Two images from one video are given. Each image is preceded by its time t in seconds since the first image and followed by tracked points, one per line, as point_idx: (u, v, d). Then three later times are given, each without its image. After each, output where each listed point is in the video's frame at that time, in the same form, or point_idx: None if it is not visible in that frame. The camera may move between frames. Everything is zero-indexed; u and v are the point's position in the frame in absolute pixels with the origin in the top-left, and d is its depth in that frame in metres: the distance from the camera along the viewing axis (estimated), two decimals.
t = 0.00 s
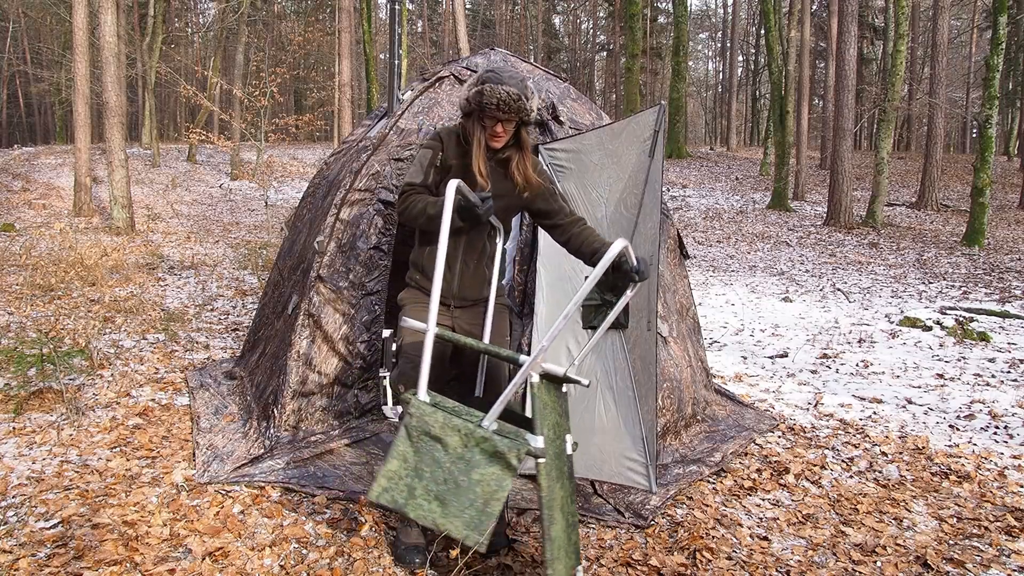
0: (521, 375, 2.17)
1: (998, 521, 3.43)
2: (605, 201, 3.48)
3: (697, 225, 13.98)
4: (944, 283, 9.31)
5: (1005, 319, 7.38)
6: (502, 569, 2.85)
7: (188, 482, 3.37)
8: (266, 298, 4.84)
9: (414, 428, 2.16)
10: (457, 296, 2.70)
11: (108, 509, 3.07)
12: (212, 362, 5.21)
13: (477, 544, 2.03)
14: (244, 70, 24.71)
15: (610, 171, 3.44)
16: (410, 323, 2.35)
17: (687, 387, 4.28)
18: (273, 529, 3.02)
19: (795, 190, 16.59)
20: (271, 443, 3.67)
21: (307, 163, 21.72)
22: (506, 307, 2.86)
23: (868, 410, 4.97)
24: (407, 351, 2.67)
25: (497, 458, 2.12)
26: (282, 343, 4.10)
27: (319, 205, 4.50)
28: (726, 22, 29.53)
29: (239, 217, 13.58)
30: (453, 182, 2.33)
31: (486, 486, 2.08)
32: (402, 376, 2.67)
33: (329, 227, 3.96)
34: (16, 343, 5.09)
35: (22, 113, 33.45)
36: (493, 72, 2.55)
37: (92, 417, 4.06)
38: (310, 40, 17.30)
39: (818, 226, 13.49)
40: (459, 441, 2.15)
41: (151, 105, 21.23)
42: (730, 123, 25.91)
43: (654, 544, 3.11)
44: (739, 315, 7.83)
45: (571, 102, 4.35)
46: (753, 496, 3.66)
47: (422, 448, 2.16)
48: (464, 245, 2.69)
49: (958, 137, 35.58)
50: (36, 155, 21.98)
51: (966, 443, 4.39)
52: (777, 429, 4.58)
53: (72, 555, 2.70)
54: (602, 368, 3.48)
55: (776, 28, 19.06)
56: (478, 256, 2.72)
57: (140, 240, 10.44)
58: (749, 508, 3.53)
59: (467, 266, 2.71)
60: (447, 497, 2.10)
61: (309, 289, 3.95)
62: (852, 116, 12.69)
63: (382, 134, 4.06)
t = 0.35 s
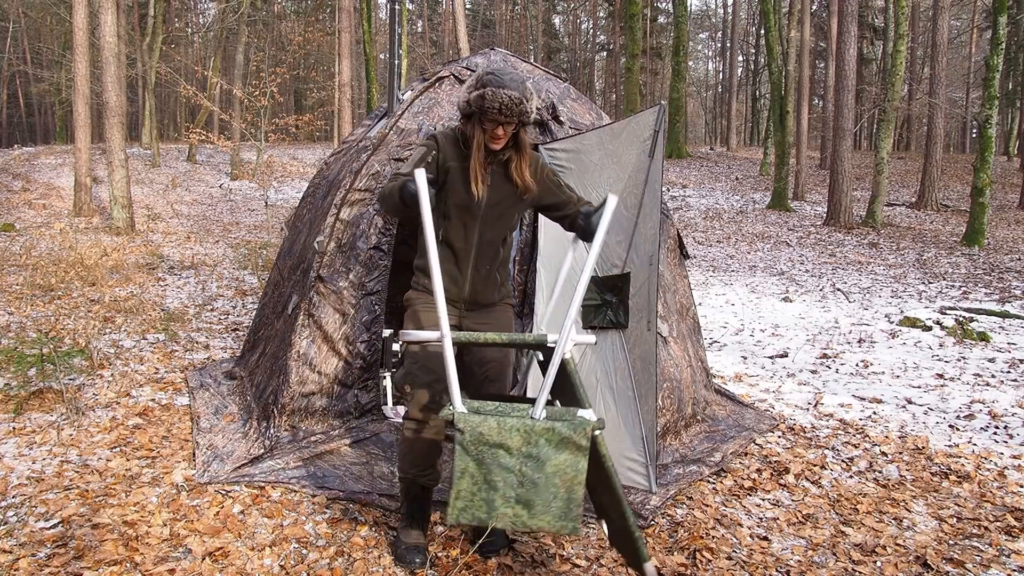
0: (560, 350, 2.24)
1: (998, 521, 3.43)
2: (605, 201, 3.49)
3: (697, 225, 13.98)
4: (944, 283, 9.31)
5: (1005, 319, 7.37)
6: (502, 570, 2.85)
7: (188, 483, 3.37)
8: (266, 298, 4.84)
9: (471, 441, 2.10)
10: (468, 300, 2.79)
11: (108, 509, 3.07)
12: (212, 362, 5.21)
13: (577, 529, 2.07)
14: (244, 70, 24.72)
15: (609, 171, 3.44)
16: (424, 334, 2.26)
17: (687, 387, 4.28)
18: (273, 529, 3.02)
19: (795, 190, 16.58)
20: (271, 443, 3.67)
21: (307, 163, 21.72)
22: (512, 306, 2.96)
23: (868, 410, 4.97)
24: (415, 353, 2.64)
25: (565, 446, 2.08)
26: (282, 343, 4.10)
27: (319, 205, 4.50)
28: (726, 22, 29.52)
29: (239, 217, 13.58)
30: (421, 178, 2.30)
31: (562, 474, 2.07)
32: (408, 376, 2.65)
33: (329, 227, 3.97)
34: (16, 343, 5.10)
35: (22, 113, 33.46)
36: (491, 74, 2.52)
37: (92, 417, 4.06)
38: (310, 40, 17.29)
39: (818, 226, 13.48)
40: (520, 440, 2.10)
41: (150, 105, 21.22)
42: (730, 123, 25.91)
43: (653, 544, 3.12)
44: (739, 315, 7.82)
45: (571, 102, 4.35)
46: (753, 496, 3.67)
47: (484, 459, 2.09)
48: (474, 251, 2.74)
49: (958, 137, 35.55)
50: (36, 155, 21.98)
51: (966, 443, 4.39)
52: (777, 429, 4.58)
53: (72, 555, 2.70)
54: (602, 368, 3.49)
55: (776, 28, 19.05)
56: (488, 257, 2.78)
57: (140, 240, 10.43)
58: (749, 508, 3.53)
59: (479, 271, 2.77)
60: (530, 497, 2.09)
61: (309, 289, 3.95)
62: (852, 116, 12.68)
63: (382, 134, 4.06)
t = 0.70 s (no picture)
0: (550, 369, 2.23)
1: (998, 521, 3.43)
2: (605, 201, 3.48)
3: (697, 225, 13.99)
4: (944, 283, 9.31)
5: (1005, 319, 7.38)
6: (502, 569, 2.86)
7: (188, 482, 3.38)
8: (266, 298, 4.84)
9: (494, 470, 2.32)
10: (473, 298, 2.79)
11: (108, 509, 3.08)
12: (212, 362, 5.21)
13: (612, 515, 2.24)
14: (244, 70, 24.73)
15: (609, 171, 3.44)
16: (420, 395, 2.19)
17: (687, 387, 4.29)
18: (273, 529, 3.03)
19: (795, 190, 16.59)
20: (272, 443, 3.68)
21: (307, 163, 21.71)
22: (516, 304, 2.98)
23: (868, 410, 4.98)
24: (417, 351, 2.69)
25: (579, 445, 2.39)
26: (282, 343, 4.10)
27: (319, 205, 4.51)
28: (726, 22, 29.53)
29: (239, 217, 13.59)
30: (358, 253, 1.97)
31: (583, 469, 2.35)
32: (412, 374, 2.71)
33: (329, 228, 3.98)
34: (16, 344, 5.10)
35: (23, 113, 33.47)
36: (486, 71, 2.54)
37: (92, 417, 4.06)
38: (310, 40, 17.29)
39: (818, 226, 13.49)
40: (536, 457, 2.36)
41: (151, 105, 21.22)
42: (730, 123, 25.91)
43: (654, 544, 3.12)
44: (739, 315, 7.83)
45: (571, 102, 4.36)
46: (753, 496, 3.67)
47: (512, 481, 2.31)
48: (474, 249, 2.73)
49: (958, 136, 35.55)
50: (36, 155, 21.99)
51: (966, 443, 4.40)
52: (777, 429, 4.58)
53: (72, 555, 2.70)
54: (602, 368, 3.48)
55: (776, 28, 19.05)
56: (489, 255, 2.77)
57: (140, 240, 10.44)
58: (749, 508, 3.54)
59: (482, 268, 2.77)
60: (565, 500, 2.28)
61: (309, 289, 3.96)
62: (852, 116, 12.69)
63: (382, 134, 4.06)
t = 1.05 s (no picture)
0: (553, 376, 2.11)
1: (998, 521, 3.42)
2: (605, 200, 3.47)
3: (697, 225, 13.98)
4: (944, 283, 9.30)
5: (1005, 319, 7.37)
6: (502, 570, 2.86)
7: (188, 482, 3.37)
8: (266, 298, 4.84)
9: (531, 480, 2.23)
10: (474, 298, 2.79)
11: (108, 509, 3.07)
12: (212, 362, 5.21)
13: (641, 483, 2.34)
14: (244, 70, 24.72)
15: (609, 171, 3.44)
16: (438, 435, 2.16)
17: (687, 387, 4.28)
18: (273, 529, 3.02)
19: (795, 190, 16.59)
20: (271, 443, 3.67)
21: (307, 163, 21.70)
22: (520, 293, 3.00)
23: (868, 410, 4.97)
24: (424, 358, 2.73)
25: (602, 439, 2.27)
26: (282, 343, 4.10)
27: (319, 205, 4.50)
28: (726, 22, 29.51)
29: (239, 217, 13.57)
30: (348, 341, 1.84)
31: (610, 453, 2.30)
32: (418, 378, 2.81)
33: (329, 227, 3.98)
34: (16, 343, 5.10)
35: (22, 113, 33.43)
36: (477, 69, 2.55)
37: (92, 417, 4.06)
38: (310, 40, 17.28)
39: (818, 226, 13.48)
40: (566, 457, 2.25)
41: (150, 105, 21.21)
42: (730, 123, 25.90)
43: (654, 544, 3.11)
44: (739, 315, 7.82)
45: (571, 102, 4.34)
46: (754, 496, 3.66)
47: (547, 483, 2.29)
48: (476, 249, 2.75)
49: (958, 137, 35.53)
50: (36, 155, 21.98)
51: (966, 443, 4.39)
52: (778, 429, 4.58)
53: (72, 555, 2.70)
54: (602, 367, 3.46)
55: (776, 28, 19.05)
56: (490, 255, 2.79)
57: (140, 240, 10.42)
58: (749, 508, 3.53)
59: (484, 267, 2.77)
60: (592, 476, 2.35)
61: (309, 289, 3.95)
62: (852, 116, 12.69)
63: (382, 134, 4.05)
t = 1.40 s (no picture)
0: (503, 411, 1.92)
1: (998, 521, 3.42)
2: (605, 200, 3.46)
3: (697, 225, 13.97)
4: (944, 283, 9.30)
5: (1005, 319, 7.37)
6: (502, 570, 2.86)
7: (188, 482, 3.37)
8: (266, 298, 4.83)
9: (496, 495, 2.19)
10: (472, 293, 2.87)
11: (108, 509, 3.07)
12: (212, 362, 5.20)
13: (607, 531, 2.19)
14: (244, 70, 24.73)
15: (609, 172, 3.44)
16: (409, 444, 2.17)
17: (687, 387, 4.28)
18: (273, 529, 3.02)
19: (795, 190, 16.59)
20: (271, 443, 3.66)
21: (307, 163, 21.70)
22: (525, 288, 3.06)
23: (868, 410, 4.97)
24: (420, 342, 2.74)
25: (564, 463, 2.14)
26: (282, 343, 4.09)
27: (319, 205, 4.50)
28: (726, 22, 29.51)
29: (239, 217, 13.57)
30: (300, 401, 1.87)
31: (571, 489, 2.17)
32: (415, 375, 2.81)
33: (330, 227, 3.98)
34: (16, 343, 5.10)
35: (22, 113, 33.39)
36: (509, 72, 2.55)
37: (92, 417, 4.06)
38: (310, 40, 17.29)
39: (818, 226, 13.48)
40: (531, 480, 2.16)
41: (150, 105, 21.20)
42: (730, 123, 25.90)
43: (654, 544, 3.11)
44: (739, 315, 7.82)
45: (571, 102, 4.34)
46: (754, 496, 3.66)
47: (515, 501, 2.20)
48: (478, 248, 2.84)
49: (958, 137, 35.53)
50: (36, 155, 21.97)
51: (966, 443, 4.39)
52: (778, 429, 4.58)
53: (72, 555, 2.70)
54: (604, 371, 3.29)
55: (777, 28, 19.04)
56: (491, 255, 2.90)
57: (140, 240, 10.42)
58: (749, 508, 3.53)
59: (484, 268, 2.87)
60: (560, 519, 2.20)
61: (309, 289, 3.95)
62: (852, 116, 12.69)
63: (383, 134, 4.05)
